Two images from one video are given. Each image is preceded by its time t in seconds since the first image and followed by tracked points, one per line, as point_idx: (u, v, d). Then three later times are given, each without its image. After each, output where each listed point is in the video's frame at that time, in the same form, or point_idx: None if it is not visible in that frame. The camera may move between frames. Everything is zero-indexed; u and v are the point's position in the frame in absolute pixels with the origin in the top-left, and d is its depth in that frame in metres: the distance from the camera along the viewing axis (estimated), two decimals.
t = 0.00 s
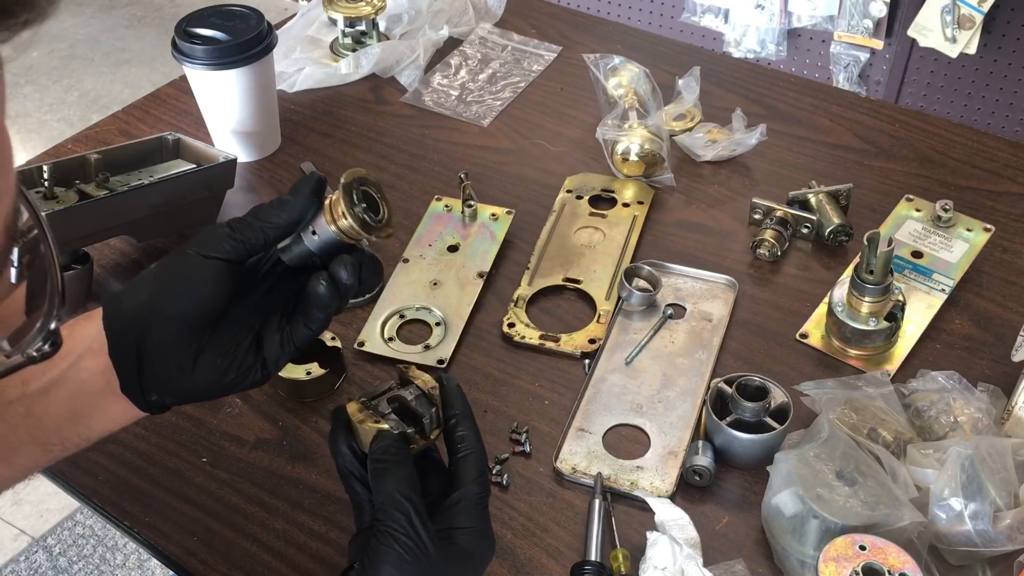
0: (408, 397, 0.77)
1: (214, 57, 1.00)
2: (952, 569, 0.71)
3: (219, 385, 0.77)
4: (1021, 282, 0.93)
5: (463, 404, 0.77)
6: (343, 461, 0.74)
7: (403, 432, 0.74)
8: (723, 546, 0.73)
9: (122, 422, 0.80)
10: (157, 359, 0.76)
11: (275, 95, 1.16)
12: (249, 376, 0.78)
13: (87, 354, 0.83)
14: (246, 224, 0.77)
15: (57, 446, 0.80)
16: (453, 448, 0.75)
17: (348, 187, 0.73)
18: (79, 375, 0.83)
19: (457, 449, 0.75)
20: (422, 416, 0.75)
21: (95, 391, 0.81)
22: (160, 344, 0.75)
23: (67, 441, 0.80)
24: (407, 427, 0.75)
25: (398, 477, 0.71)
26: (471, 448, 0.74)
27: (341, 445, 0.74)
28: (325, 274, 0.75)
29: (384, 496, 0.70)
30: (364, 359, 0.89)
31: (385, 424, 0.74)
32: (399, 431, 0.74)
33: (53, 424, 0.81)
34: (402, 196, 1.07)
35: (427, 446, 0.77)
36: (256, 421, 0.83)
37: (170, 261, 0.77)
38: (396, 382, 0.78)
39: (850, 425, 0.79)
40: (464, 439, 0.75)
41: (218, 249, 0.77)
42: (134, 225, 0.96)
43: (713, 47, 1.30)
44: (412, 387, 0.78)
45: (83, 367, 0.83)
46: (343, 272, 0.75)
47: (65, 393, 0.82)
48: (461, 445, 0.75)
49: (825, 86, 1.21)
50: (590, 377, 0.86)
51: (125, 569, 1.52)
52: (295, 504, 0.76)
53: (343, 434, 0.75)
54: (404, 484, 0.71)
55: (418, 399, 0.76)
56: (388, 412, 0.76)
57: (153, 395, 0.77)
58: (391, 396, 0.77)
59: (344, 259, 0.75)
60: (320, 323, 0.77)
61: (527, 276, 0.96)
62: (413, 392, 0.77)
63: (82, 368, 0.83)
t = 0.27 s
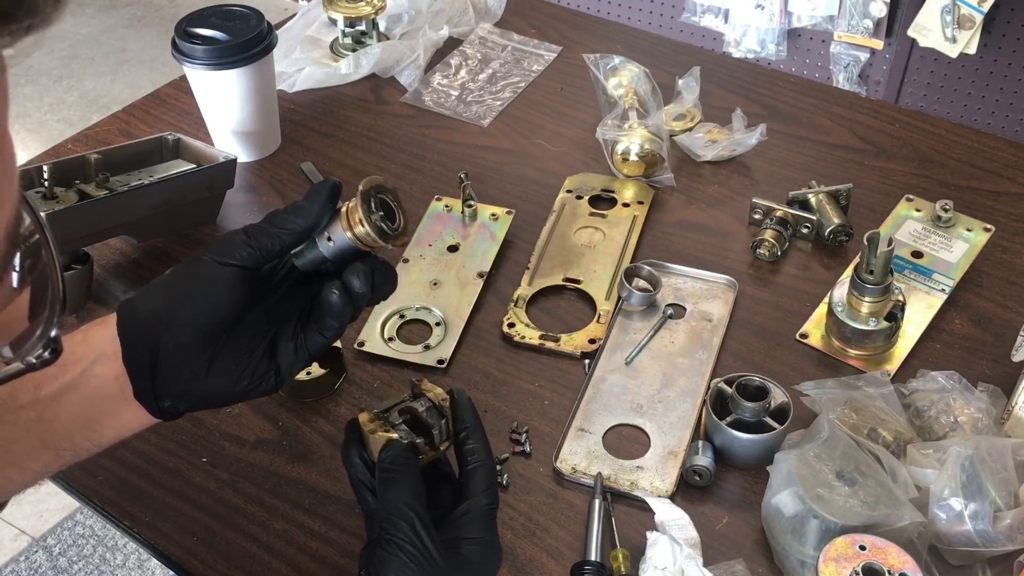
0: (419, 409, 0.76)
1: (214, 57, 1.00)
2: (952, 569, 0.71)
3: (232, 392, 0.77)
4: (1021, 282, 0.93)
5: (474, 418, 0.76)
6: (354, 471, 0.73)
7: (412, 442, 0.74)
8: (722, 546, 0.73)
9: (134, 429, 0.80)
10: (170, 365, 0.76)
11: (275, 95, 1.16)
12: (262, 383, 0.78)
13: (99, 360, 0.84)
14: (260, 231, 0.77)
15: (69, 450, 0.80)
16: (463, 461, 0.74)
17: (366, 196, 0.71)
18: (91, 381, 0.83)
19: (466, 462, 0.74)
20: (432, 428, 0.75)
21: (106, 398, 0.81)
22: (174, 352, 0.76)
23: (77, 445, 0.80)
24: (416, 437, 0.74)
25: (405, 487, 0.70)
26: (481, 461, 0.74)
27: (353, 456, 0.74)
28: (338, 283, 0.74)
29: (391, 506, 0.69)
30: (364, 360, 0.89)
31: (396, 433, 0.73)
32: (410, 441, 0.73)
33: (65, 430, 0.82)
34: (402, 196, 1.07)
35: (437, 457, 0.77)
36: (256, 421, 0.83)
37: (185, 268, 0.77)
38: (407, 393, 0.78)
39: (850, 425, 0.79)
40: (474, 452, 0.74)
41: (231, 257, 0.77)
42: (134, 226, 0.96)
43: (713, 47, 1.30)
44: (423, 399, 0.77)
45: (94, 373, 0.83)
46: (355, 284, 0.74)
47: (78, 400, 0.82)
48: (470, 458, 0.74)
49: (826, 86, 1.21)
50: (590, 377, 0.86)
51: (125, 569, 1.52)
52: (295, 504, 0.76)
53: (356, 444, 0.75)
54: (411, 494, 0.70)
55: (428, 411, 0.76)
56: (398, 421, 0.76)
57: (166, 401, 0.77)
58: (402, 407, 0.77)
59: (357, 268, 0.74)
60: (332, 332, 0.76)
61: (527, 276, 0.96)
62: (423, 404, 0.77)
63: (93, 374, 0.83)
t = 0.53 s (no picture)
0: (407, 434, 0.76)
1: (214, 57, 1.00)
2: (952, 569, 0.71)
3: (221, 368, 0.82)
4: (1021, 282, 0.93)
5: (461, 433, 0.77)
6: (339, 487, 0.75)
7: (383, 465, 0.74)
8: (722, 546, 0.73)
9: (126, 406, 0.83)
10: (160, 342, 0.81)
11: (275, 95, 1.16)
12: (249, 356, 0.83)
13: (92, 339, 0.84)
14: (236, 215, 0.80)
15: (63, 431, 0.80)
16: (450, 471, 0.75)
17: (352, 188, 0.71)
18: (86, 361, 0.84)
19: (453, 471, 0.75)
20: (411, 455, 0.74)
21: (101, 377, 0.83)
22: (161, 330, 0.81)
23: (73, 424, 0.81)
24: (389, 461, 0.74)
25: (376, 495, 0.71)
26: (468, 468, 0.75)
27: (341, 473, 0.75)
28: (330, 266, 0.80)
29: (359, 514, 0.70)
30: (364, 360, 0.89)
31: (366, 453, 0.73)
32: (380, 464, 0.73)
33: (59, 410, 0.82)
34: (402, 196, 1.07)
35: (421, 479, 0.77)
36: (256, 421, 0.83)
37: (165, 250, 0.81)
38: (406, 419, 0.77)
39: (850, 425, 0.79)
40: (460, 462, 0.75)
41: (210, 240, 0.80)
42: (134, 225, 0.96)
43: (713, 47, 1.30)
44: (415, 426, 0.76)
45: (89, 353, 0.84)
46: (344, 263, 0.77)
47: (74, 379, 0.83)
48: (456, 469, 0.75)
49: (826, 86, 1.21)
50: (590, 377, 0.86)
51: (125, 569, 1.52)
52: (295, 504, 0.76)
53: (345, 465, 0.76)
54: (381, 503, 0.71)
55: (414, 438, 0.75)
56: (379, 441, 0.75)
57: (156, 376, 0.81)
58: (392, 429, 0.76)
59: (347, 249, 0.77)
60: (320, 308, 0.82)
61: (527, 276, 0.96)
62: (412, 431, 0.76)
63: (86, 354, 0.84)
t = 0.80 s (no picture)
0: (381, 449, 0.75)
1: (214, 57, 1.00)
2: (952, 569, 0.71)
3: (192, 334, 0.85)
4: (1021, 282, 0.93)
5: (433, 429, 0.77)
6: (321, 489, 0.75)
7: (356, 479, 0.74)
8: (723, 546, 0.73)
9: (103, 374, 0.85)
10: (134, 314, 0.84)
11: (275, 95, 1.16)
12: (220, 320, 0.86)
13: (66, 316, 0.84)
14: (198, 194, 0.80)
15: (46, 409, 0.81)
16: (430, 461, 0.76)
17: (309, 151, 0.75)
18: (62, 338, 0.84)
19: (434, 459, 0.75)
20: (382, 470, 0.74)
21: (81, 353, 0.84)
22: (132, 301, 0.83)
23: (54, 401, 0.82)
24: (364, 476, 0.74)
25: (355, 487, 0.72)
26: (449, 456, 0.75)
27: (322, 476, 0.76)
28: (292, 228, 0.83)
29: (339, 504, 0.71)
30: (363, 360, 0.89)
31: (340, 464, 0.74)
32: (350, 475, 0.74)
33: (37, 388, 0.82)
34: (402, 196, 1.07)
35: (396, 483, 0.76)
36: (256, 421, 0.83)
37: (130, 225, 0.82)
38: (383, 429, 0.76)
39: (850, 425, 0.79)
40: (438, 451, 0.76)
41: (175, 216, 0.82)
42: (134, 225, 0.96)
43: (713, 47, 1.30)
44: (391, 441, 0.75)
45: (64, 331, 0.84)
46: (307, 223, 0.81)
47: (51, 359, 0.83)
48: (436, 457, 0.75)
49: (826, 86, 1.21)
50: (590, 377, 0.86)
51: (125, 569, 1.52)
52: (295, 504, 0.76)
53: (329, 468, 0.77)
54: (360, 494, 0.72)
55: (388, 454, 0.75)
56: (352, 451, 0.75)
57: (132, 346, 0.84)
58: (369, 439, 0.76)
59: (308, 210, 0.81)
60: (285, 269, 0.85)
61: (527, 276, 0.96)
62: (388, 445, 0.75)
63: (63, 330, 0.84)
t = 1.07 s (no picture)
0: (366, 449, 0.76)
1: (214, 57, 1.00)
2: (952, 569, 0.71)
3: (181, 334, 0.85)
4: (1021, 282, 0.93)
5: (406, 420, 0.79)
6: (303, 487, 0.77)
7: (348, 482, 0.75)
8: (723, 546, 0.73)
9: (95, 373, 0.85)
10: (124, 314, 0.82)
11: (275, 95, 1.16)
12: (209, 320, 0.86)
13: (56, 316, 0.85)
14: (187, 195, 0.79)
15: (36, 406, 0.83)
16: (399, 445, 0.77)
17: (295, 154, 0.76)
18: (50, 338, 0.84)
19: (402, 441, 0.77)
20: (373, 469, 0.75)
21: (69, 349, 0.84)
22: (122, 300, 0.82)
23: (45, 398, 0.83)
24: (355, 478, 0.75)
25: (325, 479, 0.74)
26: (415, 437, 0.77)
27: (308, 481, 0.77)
28: (278, 229, 0.84)
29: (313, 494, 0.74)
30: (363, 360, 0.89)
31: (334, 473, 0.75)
32: (347, 481, 0.75)
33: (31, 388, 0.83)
34: (402, 196, 1.07)
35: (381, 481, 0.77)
36: (256, 421, 0.83)
37: (120, 226, 0.81)
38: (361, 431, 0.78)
39: (850, 425, 0.79)
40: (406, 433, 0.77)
41: (164, 216, 0.81)
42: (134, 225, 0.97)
43: (713, 47, 1.30)
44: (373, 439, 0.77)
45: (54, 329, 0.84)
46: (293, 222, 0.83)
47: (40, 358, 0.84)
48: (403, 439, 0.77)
49: (826, 86, 1.21)
50: (590, 377, 0.86)
51: (125, 569, 1.52)
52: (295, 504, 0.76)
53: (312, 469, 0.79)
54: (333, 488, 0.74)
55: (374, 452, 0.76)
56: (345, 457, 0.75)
57: (123, 346, 0.82)
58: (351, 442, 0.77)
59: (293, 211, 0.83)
60: (272, 269, 0.85)
61: (527, 276, 0.96)
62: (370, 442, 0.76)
63: (53, 330, 0.85)
